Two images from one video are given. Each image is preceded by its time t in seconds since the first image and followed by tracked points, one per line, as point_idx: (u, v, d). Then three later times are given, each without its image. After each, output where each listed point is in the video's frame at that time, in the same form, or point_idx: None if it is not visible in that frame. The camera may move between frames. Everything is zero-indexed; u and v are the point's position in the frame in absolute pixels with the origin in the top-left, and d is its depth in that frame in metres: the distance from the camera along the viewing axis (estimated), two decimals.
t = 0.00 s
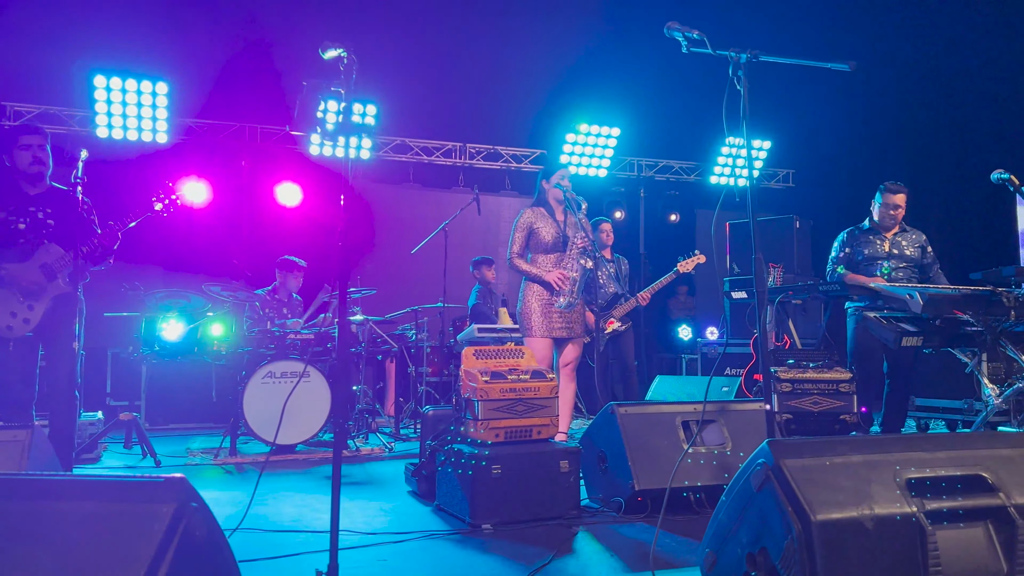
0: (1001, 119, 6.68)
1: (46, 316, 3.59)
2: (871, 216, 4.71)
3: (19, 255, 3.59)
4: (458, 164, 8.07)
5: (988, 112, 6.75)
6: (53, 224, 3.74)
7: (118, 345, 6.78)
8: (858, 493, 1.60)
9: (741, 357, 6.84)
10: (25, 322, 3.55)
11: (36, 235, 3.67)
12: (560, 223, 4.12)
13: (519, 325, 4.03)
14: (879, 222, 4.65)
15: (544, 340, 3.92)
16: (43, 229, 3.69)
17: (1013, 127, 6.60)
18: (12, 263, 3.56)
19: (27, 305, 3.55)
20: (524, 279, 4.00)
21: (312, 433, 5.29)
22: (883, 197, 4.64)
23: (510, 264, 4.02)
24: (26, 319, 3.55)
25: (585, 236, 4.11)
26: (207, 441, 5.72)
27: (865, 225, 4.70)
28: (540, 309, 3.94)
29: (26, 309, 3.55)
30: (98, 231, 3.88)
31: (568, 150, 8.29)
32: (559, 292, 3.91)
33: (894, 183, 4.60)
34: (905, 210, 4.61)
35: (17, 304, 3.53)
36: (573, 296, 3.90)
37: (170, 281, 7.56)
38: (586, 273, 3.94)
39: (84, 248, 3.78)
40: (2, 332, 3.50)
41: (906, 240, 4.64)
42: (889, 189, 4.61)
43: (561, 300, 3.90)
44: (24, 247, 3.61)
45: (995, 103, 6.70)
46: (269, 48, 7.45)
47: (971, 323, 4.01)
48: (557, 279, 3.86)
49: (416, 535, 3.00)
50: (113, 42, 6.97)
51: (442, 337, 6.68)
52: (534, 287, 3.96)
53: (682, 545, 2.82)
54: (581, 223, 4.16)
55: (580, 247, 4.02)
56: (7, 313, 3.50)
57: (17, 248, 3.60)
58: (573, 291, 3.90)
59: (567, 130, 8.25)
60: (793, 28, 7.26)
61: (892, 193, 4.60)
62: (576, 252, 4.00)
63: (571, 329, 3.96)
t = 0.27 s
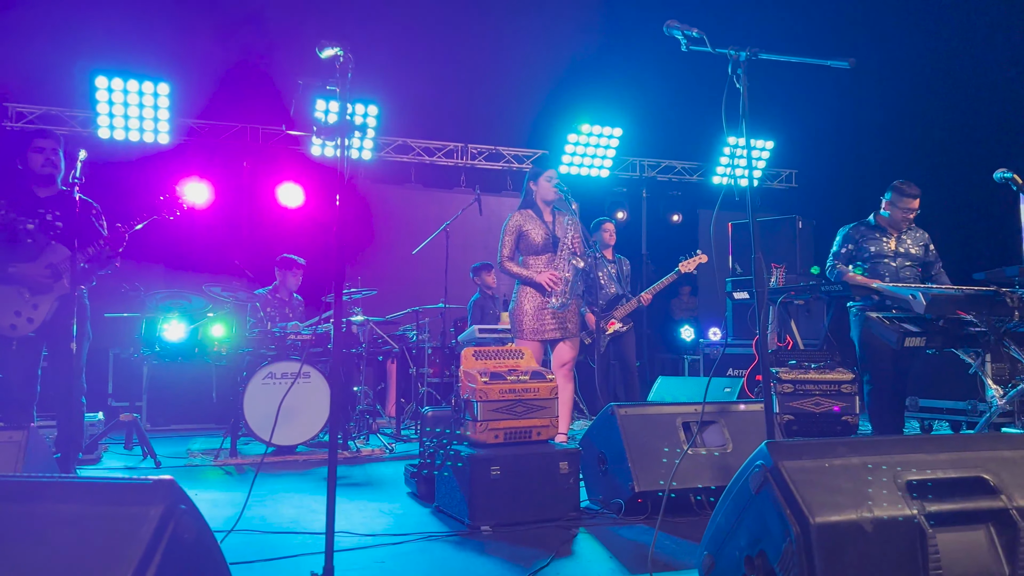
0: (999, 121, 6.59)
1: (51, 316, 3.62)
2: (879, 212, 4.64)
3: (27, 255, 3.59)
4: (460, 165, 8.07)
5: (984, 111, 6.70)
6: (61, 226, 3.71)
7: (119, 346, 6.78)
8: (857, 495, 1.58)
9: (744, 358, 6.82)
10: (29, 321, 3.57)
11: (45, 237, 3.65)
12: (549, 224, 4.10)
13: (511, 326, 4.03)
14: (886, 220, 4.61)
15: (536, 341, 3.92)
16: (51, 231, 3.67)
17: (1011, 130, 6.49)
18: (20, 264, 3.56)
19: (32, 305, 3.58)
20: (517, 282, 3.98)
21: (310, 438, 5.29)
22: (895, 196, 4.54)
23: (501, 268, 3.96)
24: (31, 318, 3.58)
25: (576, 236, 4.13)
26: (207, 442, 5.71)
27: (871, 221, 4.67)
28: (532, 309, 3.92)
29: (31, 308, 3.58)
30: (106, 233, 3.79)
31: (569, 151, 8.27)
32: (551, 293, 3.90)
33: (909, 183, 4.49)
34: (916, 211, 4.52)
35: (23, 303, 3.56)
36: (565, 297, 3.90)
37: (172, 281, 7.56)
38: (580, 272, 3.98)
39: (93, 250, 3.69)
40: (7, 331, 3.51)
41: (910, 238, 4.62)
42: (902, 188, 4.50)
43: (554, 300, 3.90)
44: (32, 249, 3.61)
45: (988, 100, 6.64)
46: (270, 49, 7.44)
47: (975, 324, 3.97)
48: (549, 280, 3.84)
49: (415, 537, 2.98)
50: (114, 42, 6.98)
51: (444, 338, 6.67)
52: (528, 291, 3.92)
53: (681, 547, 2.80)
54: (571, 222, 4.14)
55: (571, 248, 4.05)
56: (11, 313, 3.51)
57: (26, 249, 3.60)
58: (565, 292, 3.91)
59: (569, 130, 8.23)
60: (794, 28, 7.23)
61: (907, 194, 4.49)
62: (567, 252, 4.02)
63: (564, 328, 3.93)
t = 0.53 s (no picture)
0: (1005, 120, 6.57)
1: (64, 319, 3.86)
2: (883, 213, 4.62)
3: (47, 260, 3.88)
4: (464, 166, 8.07)
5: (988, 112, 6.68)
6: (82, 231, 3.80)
7: (124, 347, 6.80)
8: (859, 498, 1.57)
9: (748, 359, 6.80)
10: (43, 323, 3.81)
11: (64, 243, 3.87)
12: (541, 228, 4.12)
13: (504, 327, 4.04)
14: (890, 222, 4.59)
15: (526, 341, 3.93)
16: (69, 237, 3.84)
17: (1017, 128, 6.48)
18: (38, 269, 3.84)
19: (47, 307, 3.83)
20: (508, 284, 3.98)
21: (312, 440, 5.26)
22: (900, 199, 4.53)
23: (492, 271, 3.98)
24: (45, 319, 3.81)
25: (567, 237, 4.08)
26: (211, 443, 5.72)
27: (874, 220, 4.63)
28: (524, 310, 3.94)
29: (46, 310, 3.83)
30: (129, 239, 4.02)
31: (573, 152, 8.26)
32: (541, 296, 3.89)
33: (913, 187, 4.49)
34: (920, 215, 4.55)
35: (37, 305, 3.81)
36: (555, 300, 3.90)
37: (176, 283, 7.58)
38: (569, 275, 3.93)
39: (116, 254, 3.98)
40: (21, 330, 3.75)
41: (913, 241, 4.62)
42: (908, 192, 4.50)
43: (543, 304, 3.91)
44: (51, 255, 3.88)
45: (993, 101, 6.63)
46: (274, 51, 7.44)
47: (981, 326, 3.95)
48: (539, 282, 3.84)
49: (417, 539, 2.98)
50: (119, 45, 7.00)
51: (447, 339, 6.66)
52: (519, 292, 3.93)
53: (684, 549, 2.79)
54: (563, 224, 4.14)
55: (562, 252, 4.00)
56: (28, 313, 3.76)
57: (46, 254, 3.87)
58: (553, 295, 3.90)
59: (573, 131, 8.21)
60: (799, 28, 7.22)
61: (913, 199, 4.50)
62: (557, 256, 3.99)
63: (553, 334, 3.95)
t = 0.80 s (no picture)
0: (1010, 118, 6.53)
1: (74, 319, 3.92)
2: (887, 212, 4.59)
3: (61, 259, 3.94)
4: (469, 167, 8.08)
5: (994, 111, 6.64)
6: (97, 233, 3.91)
7: (130, 348, 6.83)
8: (861, 498, 1.56)
9: (754, 360, 6.78)
10: (55, 321, 3.89)
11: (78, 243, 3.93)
12: (536, 228, 4.11)
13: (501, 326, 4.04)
14: (894, 222, 4.56)
15: (523, 342, 3.94)
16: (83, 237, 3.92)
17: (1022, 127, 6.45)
18: (53, 268, 3.92)
19: (58, 306, 3.90)
20: (505, 286, 4.00)
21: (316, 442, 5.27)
22: (902, 198, 4.50)
23: (488, 273, 3.96)
24: (56, 318, 3.89)
25: (561, 240, 4.10)
26: (216, 443, 5.74)
27: (878, 220, 4.61)
28: (521, 311, 3.95)
29: (58, 309, 3.90)
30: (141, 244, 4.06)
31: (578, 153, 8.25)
32: (534, 298, 3.93)
33: (916, 185, 4.45)
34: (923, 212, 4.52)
35: (50, 303, 3.89)
36: (548, 303, 3.93)
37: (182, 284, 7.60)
38: (564, 279, 3.93)
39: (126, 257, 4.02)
40: (32, 328, 3.82)
41: (917, 240, 4.61)
42: (911, 191, 4.46)
43: (538, 306, 3.93)
44: (63, 255, 3.93)
45: (998, 100, 6.59)
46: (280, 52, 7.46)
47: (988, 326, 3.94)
48: (532, 286, 3.87)
49: (420, 538, 2.98)
50: (127, 46, 7.04)
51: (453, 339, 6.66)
52: (515, 295, 3.94)
53: (687, 550, 2.78)
54: (557, 226, 4.15)
55: (557, 254, 3.99)
56: (40, 312, 3.84)
57: (60, 252, 3.93)
58: (547, 298, 3.93)
59: (578, 132, 8.20)
60: (803, 27, 7.20)
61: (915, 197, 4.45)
62: (551, 259, 3.96)
63: (549, 335, 3.97)
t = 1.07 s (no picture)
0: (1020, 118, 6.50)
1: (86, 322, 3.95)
2: (898, 212, 4.57)
3: (70, 262, 3.97)
4: (475, 168, 8.08)
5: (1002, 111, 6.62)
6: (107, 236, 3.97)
7: (139, 349, 6.85)
8: (870, 498, 1.56)
9: (762, 361, 6.76)
10: (66, 323, 3.93)
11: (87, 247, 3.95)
12: (537, 231, 4.09)
13: (507, 329, 4.05)
14: (906, 222, 4.54)
15: (529, 343, 3.94)
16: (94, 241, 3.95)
17: None
18: (63, 271, 3.95)
19: (70, 309, 3.95)
20: (508, 289, 4.01)
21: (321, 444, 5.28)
22: (915, 198, 4.47)
23: (490, 277, 3.97)
24: (68, 321, 3.93)
25: (563, 241, 4.11)
26: (224, 444, 5.75)
27: (889, 220, 4.59)
28: (527, 313, 3.95)
29: (69, 312, 3.94)
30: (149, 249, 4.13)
31: (585, 154, 8.25)
32: (539, 300, 3.94)
33: (929, 185, 4.43)
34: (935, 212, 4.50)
35: (61, 306, 3.93)
36: (553, 304, 3.95)
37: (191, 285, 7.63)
38: (564, 279, 4.00)
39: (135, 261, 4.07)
40: (44, 331, 3.85)
41: (928, 240, 4.60)
42: (924, 191, 4.44)
43: (542, 307, 3.94)
44: (74, 258, 3.97)
45: (1007, 99, 6.57)
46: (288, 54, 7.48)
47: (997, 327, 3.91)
48: (534, 288, 3.88)
49: (428, 539, 2.98)
50: (135, 48, 7.07)
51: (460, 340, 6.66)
52: (520, 296, 3.95)
53: (695, 551, 2.77)
54: (558, 227, 4.15)
55: (558, 254, 4.03)
56: (52, 315, 3.88)
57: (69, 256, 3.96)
58: (552, 299, 3.95)
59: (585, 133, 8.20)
60: (811, 27, 7.17)
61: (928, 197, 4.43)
62: (553, 260, 4.02)
63: (556, 333, 3.96)
